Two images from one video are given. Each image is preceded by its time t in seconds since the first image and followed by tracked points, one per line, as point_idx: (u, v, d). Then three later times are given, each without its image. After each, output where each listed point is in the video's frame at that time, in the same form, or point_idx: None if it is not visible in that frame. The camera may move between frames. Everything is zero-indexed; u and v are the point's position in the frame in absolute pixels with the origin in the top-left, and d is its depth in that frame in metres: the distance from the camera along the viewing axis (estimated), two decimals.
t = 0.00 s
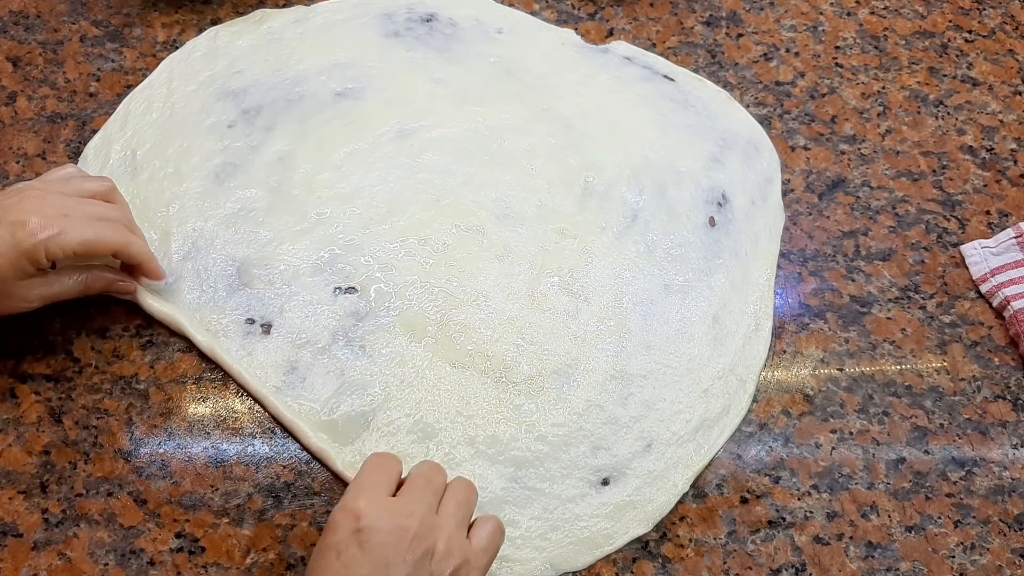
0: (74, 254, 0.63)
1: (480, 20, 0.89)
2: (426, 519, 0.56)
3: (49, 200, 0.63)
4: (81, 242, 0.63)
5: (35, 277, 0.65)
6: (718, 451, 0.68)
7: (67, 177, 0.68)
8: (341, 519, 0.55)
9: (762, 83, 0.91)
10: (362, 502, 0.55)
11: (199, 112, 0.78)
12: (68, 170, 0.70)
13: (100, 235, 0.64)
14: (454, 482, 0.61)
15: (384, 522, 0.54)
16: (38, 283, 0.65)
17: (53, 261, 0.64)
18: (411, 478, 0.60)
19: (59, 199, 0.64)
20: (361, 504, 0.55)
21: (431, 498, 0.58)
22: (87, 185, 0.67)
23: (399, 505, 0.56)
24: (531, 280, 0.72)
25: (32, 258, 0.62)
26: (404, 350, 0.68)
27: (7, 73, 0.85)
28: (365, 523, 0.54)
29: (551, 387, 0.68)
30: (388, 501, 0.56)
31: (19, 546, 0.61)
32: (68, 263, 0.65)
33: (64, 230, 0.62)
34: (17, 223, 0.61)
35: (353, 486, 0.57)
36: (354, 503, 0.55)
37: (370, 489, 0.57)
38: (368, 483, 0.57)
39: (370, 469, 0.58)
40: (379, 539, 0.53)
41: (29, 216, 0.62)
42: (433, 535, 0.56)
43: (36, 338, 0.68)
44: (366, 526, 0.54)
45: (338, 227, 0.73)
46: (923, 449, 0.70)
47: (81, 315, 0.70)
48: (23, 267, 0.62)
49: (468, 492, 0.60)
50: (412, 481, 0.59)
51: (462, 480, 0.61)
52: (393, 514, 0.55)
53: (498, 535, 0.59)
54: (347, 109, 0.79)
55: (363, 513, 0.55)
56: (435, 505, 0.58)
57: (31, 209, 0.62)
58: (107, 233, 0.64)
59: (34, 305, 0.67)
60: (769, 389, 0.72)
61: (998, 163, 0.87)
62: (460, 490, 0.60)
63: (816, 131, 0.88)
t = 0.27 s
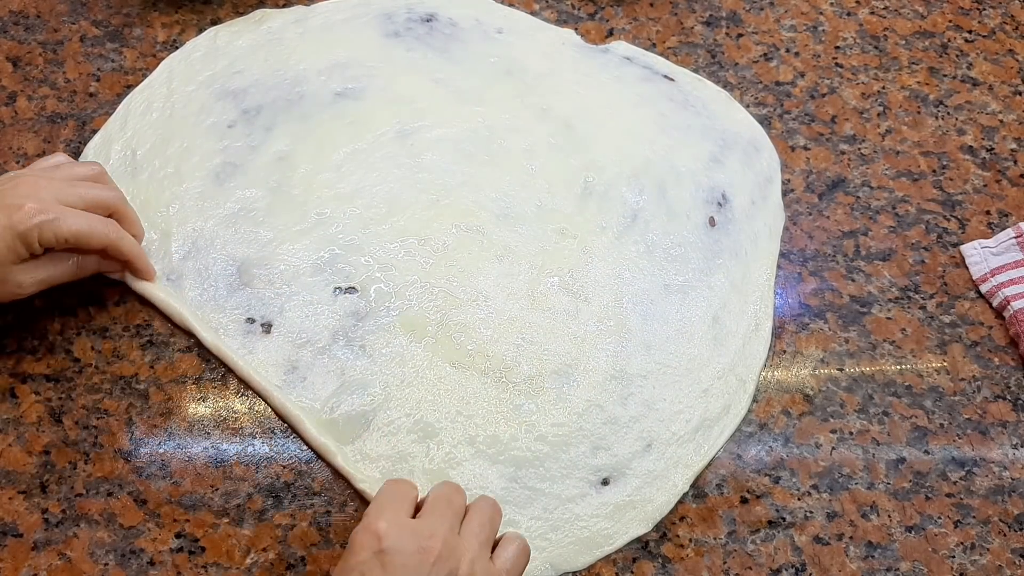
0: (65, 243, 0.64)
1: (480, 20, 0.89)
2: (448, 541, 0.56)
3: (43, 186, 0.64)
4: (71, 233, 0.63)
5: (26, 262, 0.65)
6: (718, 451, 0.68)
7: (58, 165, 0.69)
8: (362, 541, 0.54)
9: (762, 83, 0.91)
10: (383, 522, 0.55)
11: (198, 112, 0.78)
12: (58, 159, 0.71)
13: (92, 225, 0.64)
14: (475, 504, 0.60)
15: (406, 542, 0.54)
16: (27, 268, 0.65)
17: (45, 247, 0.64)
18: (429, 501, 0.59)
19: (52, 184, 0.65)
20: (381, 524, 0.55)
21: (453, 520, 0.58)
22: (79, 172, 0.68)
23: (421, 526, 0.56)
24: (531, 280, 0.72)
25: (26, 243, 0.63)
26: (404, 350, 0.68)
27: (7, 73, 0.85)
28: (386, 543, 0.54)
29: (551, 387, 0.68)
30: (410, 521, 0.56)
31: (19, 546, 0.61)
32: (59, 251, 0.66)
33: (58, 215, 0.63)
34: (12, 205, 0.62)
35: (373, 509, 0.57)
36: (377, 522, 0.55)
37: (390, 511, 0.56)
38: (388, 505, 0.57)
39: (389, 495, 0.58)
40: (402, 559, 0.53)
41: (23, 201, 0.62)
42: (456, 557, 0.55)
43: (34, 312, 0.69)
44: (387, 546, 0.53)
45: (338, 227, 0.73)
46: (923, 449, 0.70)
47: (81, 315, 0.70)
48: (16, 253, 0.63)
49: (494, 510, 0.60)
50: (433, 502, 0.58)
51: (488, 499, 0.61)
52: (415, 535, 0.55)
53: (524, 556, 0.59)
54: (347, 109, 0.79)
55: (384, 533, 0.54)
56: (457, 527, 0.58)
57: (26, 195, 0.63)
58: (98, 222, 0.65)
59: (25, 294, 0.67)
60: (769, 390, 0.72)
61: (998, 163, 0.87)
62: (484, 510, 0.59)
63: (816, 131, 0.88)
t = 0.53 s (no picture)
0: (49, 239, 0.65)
1: (480, 20, 0.89)
2: (458, 555, 0.56)
3: (23, 182, 0.65)
4: (54, 228, 0.64)
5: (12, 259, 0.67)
6: (718, 451, 0.68)
7: (38, 160, 0.70)
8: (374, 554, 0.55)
9: (762, 83, 0.91)
10: (395, 534, 0.56)
11: (198, 112, 0.78)
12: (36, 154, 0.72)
13: (74, 218, 0.65)
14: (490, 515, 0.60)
15: (417, 556, 0.54)
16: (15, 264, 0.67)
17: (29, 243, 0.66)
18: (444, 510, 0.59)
19: (32, 179, 0.66)
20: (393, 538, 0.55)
21: (466, 532, 0.58)
22: (57, 166, 0.69)
23: (432, 539, 0.56)
24: (531, 280, 0.72)
25: (9, 242, 0.64)
26: (404, 350, 0.68)
27: (7, 73, 0.85)
28: (397, 556, 0.54)
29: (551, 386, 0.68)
30: (422, 534, 0.56)
31: (19, 546, 0.61)
32: (41, 244, 0.67)
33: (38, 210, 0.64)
34: None
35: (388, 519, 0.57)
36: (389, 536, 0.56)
37: (403, 522, 0.57)
38: (401, 515, 0.57)
39: (404, 505, 0.58)
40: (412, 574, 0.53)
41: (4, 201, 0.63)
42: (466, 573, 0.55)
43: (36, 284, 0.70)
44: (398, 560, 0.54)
45: (338, 227, 0.73)
46: (923, 449, 0.70)
47: (81, 315, 0.70)
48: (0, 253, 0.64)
49: (509, 521, 0.60)
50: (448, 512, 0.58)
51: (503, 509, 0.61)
52: (426, 550, 0.55)
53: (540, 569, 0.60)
54: (347, 109, 0.79)
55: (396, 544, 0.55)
56: (469, 540, 0.58)
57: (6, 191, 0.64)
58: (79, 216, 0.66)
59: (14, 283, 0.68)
60: (769, 390, 0.72)
61: (998, 163, 0.87)
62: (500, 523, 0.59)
63: (816, 131, 0.88)
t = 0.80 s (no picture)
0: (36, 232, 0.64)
1: (480, 20, 0.89)
2: (459, 562, 0.55)
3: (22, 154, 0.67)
4: (39, 224, 0.63)
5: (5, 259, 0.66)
6: (718, 451, 0.68)
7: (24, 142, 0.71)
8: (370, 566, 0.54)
9: (762, 83, 0.91)
10: (394, 548, 0.55)
11: (198, 112, 0.78)
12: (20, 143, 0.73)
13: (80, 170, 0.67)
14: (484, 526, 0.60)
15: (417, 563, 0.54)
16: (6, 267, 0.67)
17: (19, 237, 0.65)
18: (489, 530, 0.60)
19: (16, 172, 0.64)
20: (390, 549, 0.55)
21: (463, 543, 0.57)
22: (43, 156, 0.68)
23: (431, 550, 0.55)
24: (531, 280, 0.72)
25: None
26: (404, 350, 0.68)
27: (7, 73, 0.85)
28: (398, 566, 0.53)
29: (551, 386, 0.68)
30: (417, 544, 0.56)
31: (19, 546, 0.60)
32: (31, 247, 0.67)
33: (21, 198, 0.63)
34: None
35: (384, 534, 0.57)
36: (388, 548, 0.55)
37: (400, 535, 0.56)
38: (401, 528, 0.57)
39: (400, 518, 0.58)
40: None
41: None
42: None
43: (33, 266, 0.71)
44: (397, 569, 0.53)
45: (338, 227, 0.73)
46: (923, 449, 0.70)
47: (81, 315, 0.70)
48: None
49: (506, 526, 0.60)
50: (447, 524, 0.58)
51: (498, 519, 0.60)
52: (425, 557, 0.54)
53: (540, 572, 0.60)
54: (347, 109, 0.79)
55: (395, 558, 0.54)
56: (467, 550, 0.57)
57: None
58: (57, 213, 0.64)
59: None
60: (769, 390, 0.72)
61: (998, 163, 0.87)
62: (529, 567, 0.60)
63: (816, 131, 0.88)
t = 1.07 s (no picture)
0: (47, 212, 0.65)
1: (480, 20, 0.89)
2: (488, 569, 0.57)
3: (20, 154, 0.65)
4: (52, 203, 0.65)
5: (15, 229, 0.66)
6: (718, 451, 0.68)
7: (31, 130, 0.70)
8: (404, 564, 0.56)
9: (762, 83, 0.91)
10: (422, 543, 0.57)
11: (198, 112, 0.78)
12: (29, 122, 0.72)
13: (74, 195, 0.66)
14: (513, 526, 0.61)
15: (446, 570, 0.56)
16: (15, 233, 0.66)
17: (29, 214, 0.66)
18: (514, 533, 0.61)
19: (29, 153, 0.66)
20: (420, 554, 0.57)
21: (494, 547, 0.59)
22: (56, 139, 0.70)
23: (460, 554, 0.57)
24: (531, 280, 0.72)
25: (8, 216, 0.64)
26: (404, 350, 0.68)
27: (7, 73, 0.85)
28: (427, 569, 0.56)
29: (551, 386, 0.68)
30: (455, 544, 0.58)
31: (19, 546, 0.60)
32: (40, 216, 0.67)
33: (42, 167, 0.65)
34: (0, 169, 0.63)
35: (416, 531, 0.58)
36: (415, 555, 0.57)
37: (431, 538, 0.58)
38: (427, 529, 0.58)
39: (430, 515, 0.59)
40: None
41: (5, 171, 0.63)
42: None
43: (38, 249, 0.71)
44: (425, 574, 0.55)
45: (338, 227, 0.73)
46: (923, 449, 0.70)
47: (81, 315, 0.70)
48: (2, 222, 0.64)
49: (533, 529, 0.61)
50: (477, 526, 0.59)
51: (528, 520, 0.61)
52: (456, 564, 0.56)
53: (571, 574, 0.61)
54: (347, 109, 0.79)
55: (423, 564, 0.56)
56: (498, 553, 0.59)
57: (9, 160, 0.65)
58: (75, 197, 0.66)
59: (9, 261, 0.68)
60: (769, 390, 0.72)
61: (998, 163, 0.87)
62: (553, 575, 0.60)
63: (816, 131, 0.88)
